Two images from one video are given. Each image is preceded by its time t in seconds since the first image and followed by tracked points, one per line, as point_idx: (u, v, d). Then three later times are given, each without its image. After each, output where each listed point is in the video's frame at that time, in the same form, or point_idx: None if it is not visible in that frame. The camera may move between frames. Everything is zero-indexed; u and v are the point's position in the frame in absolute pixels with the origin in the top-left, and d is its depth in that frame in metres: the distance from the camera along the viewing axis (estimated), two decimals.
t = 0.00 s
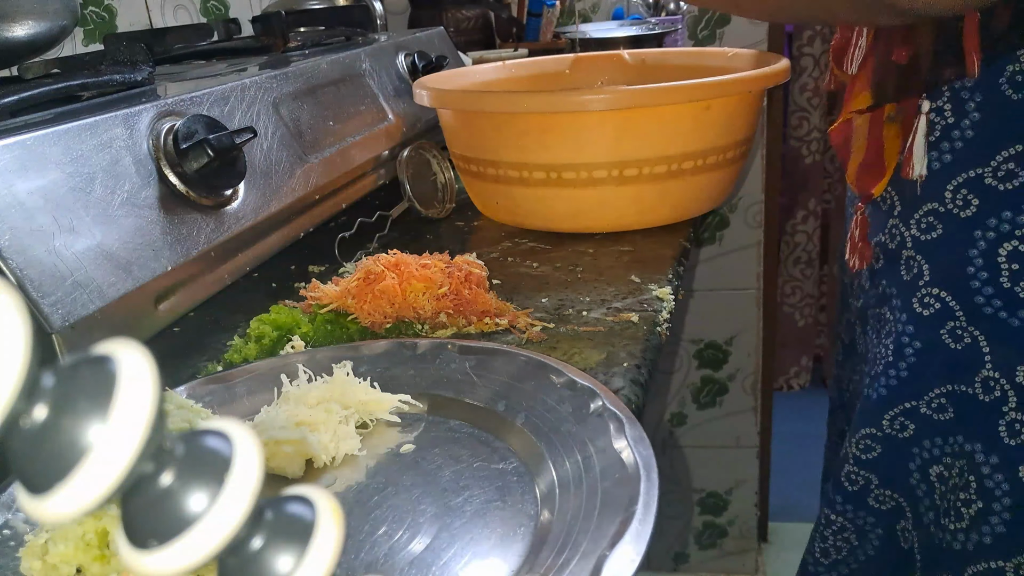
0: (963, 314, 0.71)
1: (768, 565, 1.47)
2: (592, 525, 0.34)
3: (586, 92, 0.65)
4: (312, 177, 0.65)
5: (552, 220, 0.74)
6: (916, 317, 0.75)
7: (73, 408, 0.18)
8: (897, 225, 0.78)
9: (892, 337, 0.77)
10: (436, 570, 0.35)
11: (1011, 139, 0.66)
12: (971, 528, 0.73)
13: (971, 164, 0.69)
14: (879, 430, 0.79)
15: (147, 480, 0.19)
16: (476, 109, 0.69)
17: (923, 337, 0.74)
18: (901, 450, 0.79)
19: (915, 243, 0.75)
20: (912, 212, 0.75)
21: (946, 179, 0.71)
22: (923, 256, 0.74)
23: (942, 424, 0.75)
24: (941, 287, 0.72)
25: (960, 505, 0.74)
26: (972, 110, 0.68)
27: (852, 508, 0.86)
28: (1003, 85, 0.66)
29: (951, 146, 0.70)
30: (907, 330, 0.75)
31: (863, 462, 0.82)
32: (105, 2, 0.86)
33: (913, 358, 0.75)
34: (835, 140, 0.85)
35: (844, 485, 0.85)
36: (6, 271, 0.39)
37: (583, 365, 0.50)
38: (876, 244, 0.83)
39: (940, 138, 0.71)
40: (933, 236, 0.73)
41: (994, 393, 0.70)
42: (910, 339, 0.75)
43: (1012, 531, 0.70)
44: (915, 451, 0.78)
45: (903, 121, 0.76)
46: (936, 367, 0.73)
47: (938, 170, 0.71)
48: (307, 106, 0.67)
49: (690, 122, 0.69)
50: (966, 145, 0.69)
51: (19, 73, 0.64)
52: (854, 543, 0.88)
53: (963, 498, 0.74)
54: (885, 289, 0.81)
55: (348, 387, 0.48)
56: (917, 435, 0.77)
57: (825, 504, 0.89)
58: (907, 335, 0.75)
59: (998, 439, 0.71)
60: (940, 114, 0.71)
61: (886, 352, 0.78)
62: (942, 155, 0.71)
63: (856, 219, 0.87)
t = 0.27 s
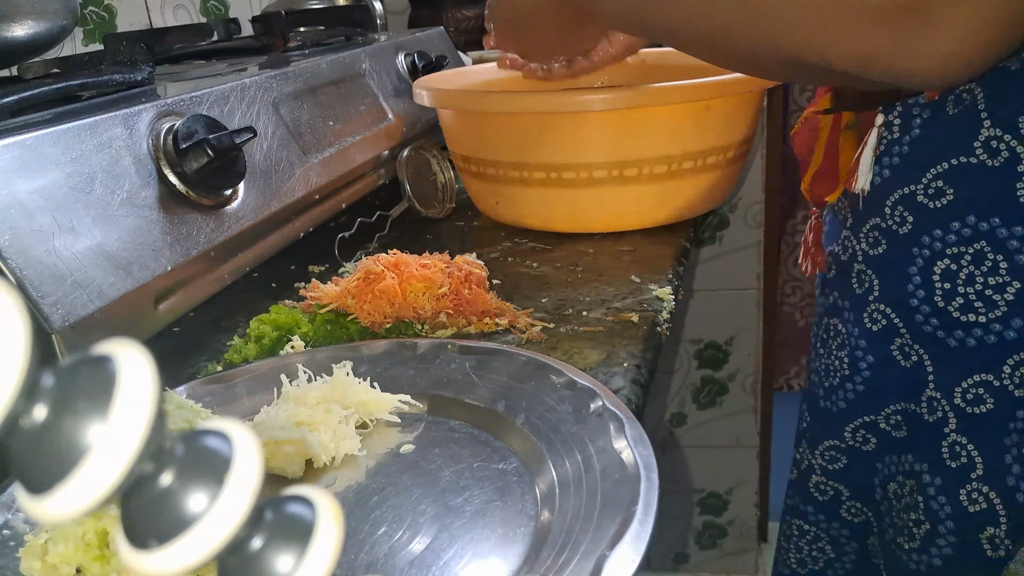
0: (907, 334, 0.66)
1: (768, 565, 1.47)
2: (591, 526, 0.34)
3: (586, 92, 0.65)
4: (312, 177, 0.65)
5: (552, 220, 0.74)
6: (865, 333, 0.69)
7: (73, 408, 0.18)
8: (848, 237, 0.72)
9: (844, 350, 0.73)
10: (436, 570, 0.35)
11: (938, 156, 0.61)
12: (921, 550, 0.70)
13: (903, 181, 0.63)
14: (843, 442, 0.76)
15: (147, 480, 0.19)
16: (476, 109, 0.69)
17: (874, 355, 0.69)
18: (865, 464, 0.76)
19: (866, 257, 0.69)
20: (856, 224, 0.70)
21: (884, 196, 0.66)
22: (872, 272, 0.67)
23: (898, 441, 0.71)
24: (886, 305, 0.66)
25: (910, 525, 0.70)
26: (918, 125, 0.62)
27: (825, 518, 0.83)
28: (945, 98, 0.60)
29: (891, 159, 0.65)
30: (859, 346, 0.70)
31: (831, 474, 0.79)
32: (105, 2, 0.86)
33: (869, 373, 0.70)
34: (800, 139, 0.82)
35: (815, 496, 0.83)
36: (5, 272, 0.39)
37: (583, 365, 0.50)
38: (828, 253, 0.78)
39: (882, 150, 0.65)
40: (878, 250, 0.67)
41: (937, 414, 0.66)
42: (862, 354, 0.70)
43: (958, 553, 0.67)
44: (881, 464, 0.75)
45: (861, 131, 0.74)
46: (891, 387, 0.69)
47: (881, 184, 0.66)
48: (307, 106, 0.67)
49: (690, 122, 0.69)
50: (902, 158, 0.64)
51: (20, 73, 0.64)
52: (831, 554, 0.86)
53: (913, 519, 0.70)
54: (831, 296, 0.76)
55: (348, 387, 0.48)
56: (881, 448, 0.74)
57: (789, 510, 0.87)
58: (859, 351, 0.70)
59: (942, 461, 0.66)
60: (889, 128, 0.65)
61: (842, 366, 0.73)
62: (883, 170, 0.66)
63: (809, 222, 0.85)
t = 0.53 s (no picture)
0: (897, 343, 0.67)
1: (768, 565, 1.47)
2: (592, 525, 0.34)
3: (587, 92, 0.64)
4: (312, 177, 0.65)
5: (552, 220, 0.74)
6: (857, 340, 0.71)
7: (73, 409, 0.18)
8: (833, 242, 0.73)
9: (831, 356, 0.74)
10: (436, 570, 0.35)
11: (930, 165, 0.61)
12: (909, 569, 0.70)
13: (891, 188, 0.64)
14: (837, 449, 0.77)
15: (147, 480, 0.19)
16: (476, 109, 0.69)
17: (868, 366, 0.71)
18: (856, 476, 0.78)
19: (851, 264, 0.70)
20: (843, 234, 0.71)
21: (873, 201, 0.66)
22: (858, 279, 0.69)
23: (887, 456, 0.73)
24: (876, 313, 0.68)
25: (899, 543, 0.71)
26: (901, 128, 0.63)
27: (815, 526, 0.83)
28: (933, 102, 0.60)
29: (879, 167, 0.65)
30: (852, 354, 0.72)
31: (822, 480, 0.80)
32: (105, 2, 0.86)
33: (863, 381, 0.72)
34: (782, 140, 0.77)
35: (804, 500, 0.82)
36: (5, 271, 0.39)
37: (583, 365, 0.50)
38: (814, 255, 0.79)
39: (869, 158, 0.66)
40: (865, 258, 0.68)
41: (922, 432, 0.66)
42: (855, 362, 0.72)
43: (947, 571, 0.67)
44: (872, 477, 0.76)
45: (840, 133, 0.72)
46: (883, 397, 0.72)
47: (868, 191, 0.66)
48: (307, 106, 0.67)
49: (690, 122, 0.69)
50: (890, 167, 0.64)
51: (19, 73, 0.64)
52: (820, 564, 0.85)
53: (902, 536, 0.70)
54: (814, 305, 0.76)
55: (349, 387, 0.48)
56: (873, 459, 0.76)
57: (775, 517, 0.86)
58: (849, 354, 0.72)
59: (928, 479, 0.67)
60: (872, 130, 0.65)
61: (834, 374, 0.74)
62: (871, 175, 0.66)
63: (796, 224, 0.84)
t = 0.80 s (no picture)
0: (891, 330, 0.69)
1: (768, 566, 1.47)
2: (592, 526, 0.34)
3: (587, 91, 0.64)
4: (312, 177, 0.65)
5: (552, 219, 0.74)
6: (848, 329, 0.73)
7: (73, 409, 0.18)
8: (824, 232, 0.73)
9: (819, 349, 0.75)
10: (435, 570, 0.35)
11: (922, 147, 0.61)
12: (904, 565, 0.71)
13: (888, 169, 0.64)
14: (826, 448, 0.79)
15: (147, 480, 0.19)
16: (476, 109, 0.69)
17: (862, 356, 0.73)
18: (848, 472, 0.79)
19: (839, 252, 0.71)
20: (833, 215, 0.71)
21: (865, 185, 0.66)
22: (847, 267, 0.70)
23: (882, 449, 0.74)
24: (872, 301, 0.69)
25: (897, 540, 0.72)
26: (891, 109, 0.62)
27: (799, 533, 0.84)
28: (920, 82, 0.60)
29: (869, 149, 0.65)
30: (845, 346, 0.73)
31: (808, 483, 0.81)
32: (105, 2, 0.86)
33: (856, 373, 0.74)
34: (769, 132, 0.75)
35: (789, 506, 0.83)
36: (5, 271, 0.39)
37: (583, 365, 0.50)
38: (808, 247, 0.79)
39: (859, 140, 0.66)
40: (854, 246, 0.69)
41: (914, 424, 0.67)
42: (848, 353, 0.74)
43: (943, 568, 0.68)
44: (863, 472, 0.78)
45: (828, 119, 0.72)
46: (879, 385, 0.73)
47: (857, 176, 0.67)
48: (307, 106, 0.67)
49: (690, 122, 0.69)
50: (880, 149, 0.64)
51: (19, 73, 0.64)
52: (802, 571, 0.86)
53: (897, 533, 0.72)
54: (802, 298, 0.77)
55: (349, 387, 0.48)
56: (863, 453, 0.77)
57: (758, 524, 0.87)
58: (840, 342, 0.73)
59: (922, 474, 0.67)
60: (862, 113, 0.65)
61: (823, 368, 0.75)
62: (862, 158, 0.66)
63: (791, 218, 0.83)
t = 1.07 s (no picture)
0: (891, 334, 0.69)
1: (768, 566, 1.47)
2: (592, 525, 0.34)
3: (587, 91, 0.65)
4: (312, 177, 0.65)
5: (553, 219, 0.74)
6: (845, 330, 0.73)
7: (73, 408, 0.18)
8: (824, 233, 0.73)
9: (818, 350, 0.75)
10: (435, 570, 0.35)
11: (923, 150, 0.62)
12: (899, 568, 0.73)
13: (889, 173, 0.64)
14: (825, 448, 0.79)
15: (147, 480, 0.19)
16: (476, 109, 0.69)
17: (861, 358, 0.73)
18: (845, 471, 0.79)
19: (839, 254, 0.71)
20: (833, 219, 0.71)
21: (866, 188, 0.66)
22: (847, 270, 0.70)
23: (879, 451, 0.75)
24: (871, 305, 0.70)
25: (889, 543, 0.73)
26: (894, 112, 0.63)
27: (800, 532, 0.84)
28: (922, 84, 0.61)
29: (869, 153, 0.66)
30: (843, 348, 0.73)
31: (808, 483, 0.81)
32: (105, 2, 0.86)
33: (855, 374, 0.74)
34: (773, 134, 0.76)
35: (789, 506, 0.83)
36: (5, 271, 0.39)
37: (583, 365, 0.50)
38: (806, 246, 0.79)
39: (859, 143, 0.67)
40: (854, 249, 0.69)
41: (912, 429, 0.68)
42: (846, 354, 0.73)
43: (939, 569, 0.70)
44: (862, 473, 0.78)
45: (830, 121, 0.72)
46: (877, 385, 0.73)
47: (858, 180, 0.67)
48: (307, 106, 0.67)
49: (690, 122, 0.69)
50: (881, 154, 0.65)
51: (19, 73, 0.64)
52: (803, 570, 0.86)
53: (891, 535, 0.73)
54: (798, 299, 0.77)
55: (349, 387, 0.48)
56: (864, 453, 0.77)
57: (757, 525, 0.87)
58: (839, 344, 0.73)
59: (918, 476, 0.69)
60: (864, 115, 0.65)
61: (821, 370, 0.75)
62: (865, 161, 0.66)
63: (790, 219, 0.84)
